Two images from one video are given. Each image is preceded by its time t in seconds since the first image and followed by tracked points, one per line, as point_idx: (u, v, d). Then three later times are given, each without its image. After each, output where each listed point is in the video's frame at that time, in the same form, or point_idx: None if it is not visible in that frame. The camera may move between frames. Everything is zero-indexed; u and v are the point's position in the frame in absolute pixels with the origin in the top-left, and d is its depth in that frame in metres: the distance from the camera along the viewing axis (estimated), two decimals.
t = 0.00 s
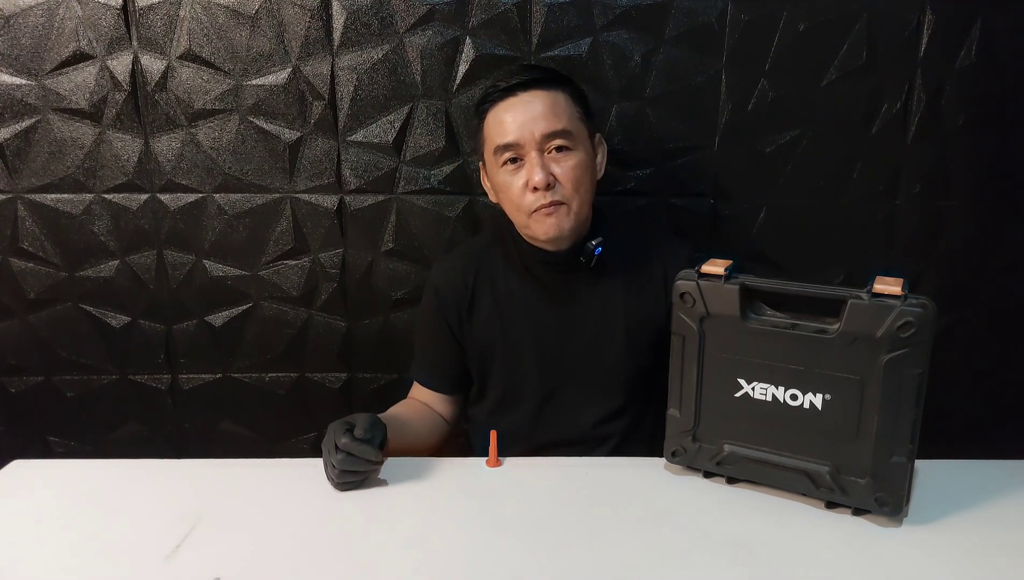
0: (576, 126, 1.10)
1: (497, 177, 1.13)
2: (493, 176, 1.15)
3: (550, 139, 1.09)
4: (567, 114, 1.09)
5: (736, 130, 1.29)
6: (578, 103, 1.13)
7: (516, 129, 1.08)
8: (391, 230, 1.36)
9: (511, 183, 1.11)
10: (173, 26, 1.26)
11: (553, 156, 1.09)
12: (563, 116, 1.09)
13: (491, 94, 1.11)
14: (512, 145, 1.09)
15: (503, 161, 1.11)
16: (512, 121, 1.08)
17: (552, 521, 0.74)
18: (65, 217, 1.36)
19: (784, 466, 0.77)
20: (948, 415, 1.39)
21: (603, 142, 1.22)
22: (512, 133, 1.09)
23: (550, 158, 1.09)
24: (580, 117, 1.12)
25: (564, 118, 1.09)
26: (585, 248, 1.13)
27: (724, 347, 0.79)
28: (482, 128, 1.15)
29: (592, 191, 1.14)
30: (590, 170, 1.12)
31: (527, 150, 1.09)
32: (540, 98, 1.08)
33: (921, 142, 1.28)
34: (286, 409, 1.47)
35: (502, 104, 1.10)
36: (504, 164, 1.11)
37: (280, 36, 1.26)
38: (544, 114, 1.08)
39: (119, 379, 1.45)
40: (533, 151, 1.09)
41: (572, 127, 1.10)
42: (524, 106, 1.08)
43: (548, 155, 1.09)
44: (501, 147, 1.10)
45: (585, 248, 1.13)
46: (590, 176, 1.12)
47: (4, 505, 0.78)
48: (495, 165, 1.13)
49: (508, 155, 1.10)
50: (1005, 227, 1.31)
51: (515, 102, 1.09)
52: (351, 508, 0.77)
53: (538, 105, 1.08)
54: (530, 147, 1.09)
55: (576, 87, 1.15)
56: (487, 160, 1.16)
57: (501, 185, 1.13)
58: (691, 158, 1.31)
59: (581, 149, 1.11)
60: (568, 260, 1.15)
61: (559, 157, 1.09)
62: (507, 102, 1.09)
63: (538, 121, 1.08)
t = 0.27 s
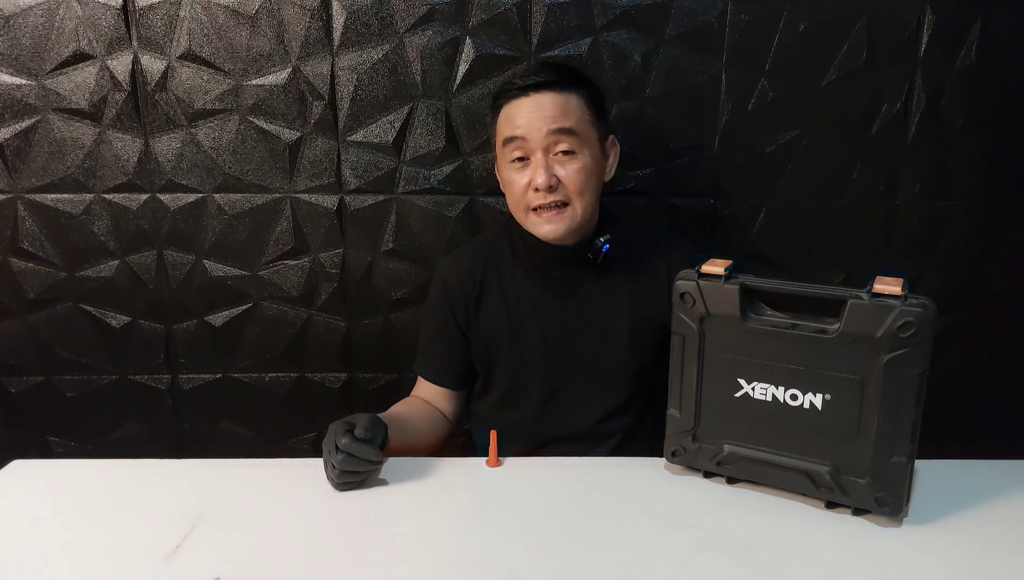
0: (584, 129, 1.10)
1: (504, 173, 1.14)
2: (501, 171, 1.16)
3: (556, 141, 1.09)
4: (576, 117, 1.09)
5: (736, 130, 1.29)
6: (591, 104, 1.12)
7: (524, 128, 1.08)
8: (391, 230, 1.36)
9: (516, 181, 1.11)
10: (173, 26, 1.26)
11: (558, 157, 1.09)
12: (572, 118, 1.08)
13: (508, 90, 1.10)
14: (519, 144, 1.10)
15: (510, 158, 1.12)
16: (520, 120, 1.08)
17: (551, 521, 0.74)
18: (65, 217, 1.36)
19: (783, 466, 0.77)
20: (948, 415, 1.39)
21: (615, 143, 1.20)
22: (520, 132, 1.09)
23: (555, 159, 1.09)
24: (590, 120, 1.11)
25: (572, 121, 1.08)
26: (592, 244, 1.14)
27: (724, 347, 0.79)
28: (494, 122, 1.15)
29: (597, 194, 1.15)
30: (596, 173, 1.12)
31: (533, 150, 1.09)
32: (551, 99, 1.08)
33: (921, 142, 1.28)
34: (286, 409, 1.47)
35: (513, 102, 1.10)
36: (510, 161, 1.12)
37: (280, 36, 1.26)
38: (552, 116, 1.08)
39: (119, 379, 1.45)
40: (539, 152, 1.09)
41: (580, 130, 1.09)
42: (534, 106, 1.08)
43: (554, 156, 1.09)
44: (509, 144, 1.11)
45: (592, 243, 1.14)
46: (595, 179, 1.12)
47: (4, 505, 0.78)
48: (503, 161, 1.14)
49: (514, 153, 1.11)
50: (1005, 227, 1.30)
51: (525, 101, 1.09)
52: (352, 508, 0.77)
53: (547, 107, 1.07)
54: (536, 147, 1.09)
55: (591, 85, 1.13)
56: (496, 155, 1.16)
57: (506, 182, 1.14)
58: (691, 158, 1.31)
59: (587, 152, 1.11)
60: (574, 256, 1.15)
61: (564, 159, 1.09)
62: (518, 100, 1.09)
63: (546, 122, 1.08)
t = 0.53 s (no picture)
0: (595, 127, 1.11)
1: (514, 171, 1.14)
2: (510, 170, 1.16)
3: (567, 138, 1.09)
4: (587, 114, 1.10)
5: (736, 130, 1.29)
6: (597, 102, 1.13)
7: (536, 125, 1.09)
8: (391, 230, 1.36)
9: (527, 178, 1.12)
10: (173, 26, 1.26)
11: (569, 154, 1.10)
12: (584, 116, 1.10)
13: (515, 89, 1.12)
14: (531, 141, 1.10)
15: (520, 156, 1.12)
16: (533, 117, 1.10)
17: (551, 521, 0.74)
18: (65, 217, 1.36)
19: (783, 466, 0.77)
20: (948, 415, 1.39)
21: (621, 145, 1.22)
22: (532, 129, 1.10)
23: (566, 156, 1.10)
24: (600, 118, 1.12)
25: (583, 118, 1.10)
26: (599, 244, 1.14)
27: (724, 347, 0.79)
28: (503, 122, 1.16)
29: (606, 193, 1.15)
30: (606, 171, 1.13)
31: (545, 147, 1.10)
32: (563, 96, 1.09)
33: (921, 142, 1.28)
34: (285, 409, 1.47)
35: (525, 100, 1.11)
36: (521, 159, 1.12)
37: (280, 36, 1.26)
38: (563, 113, 1.09)
39: (119, 379, 1.45)
40: (551, 148, 1.10)
41: (592, 128, 1.10)
42: (545, 103, 1.09)
43: (565, 153, 1.10)
44: (520, 142, 1.11)
45: (598, 244, 1.14)
46: (605, 177, 1.13)
47: (3, 505, 0.78)
48: (513, 159, 1.14)
49: (526, 150, 1.11)
50: (1005, 227, 1.30)
51: (537, 99, 1.10)
52: (351, 508, 0.77)
53: (559, 103, 1.08)
54: (548, 144, 1.10)
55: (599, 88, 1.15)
56: (506, 154, 1.17)
57: (516, 180, 1.14)
58: (691, 158, 1.31)
59: (597, 149, 1.11)
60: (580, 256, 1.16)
61: (575, 156, 1.10)
62: (529, 98, 1.10)
63: (558, 118, 1.09)
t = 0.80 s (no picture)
0: (604, 122, 1.11)
1: (521, 164, 1.15)
2: (517, 163, 1.16)
3: (575, 131, 1.10)
4: (597, 109, 1.11)
5: (736, 130, 1.29)
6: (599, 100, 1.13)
7: (546, 117, 1.10)
8: (391, 230, 1.36)
9: (533, 169, 1.12)
10: (173, 26, 1.26)
11: (577, 147, 1.10)
12: (593, 110, 1.10)
13: (525, 84, 1.13)
14: (539, 132, 1.11)
15: (528, 147, 1.13)
16: (543, 109, 1.10)
17: (551, 521, 0.74)
18: (65, 217, 1.36)
19: (784, 466, 0.77)
20: (949, 415, 1.39)
21: (627, 143, 1.22)
22: (541, 120, 1.10)
23: (574, 148, 1.10)
24: (609, 114, 1.13)
25: (593, 112, 1.10)
26: (600, 241, 1.13)
27: (724, 347, 0.79)
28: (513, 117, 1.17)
29: (612, 188, 1.15)
30: (613, 166, 1.13)
31: (553, 139, 1.10)
32: (573, 90, 1.10)
33: (921, 142, 1.28)
34: (285, 409, 1.47)
35: (535, 93, 1.12)
36: (529, 150, 1.13)
37: (280, 36, 1.26)
38: (573, 106, 1.09)
39: (119, 379, 1.45)
40: (559, 140, 1.10)
41: (600, 122, 1.11)
42: (556, 96, 1.10)
43: (573, 146, 1.10)
44: (528, 134, 1.12)
45: (600, 242, 1.12)
46: (611, 172, 1.13)
47: (3, 505, 0.78)
48: (521, 151, 1.15)
49: (534, 142, 1.12)
50: (1005, 227, 1.30)
51: (548, 92, 1.11)
52: (350, 508, 0.77)
53: (569, 96, 1.09)
54: (556, 136, 1.10)
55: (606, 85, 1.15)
56: (514, 147, 1.17)
57: (523, 171, 1.14)
58: (691, 158, 1.31)
59: (605, 144, 1.12)
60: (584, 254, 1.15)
61: (582, 149, 1.10)
62: (540, 91, 1.11)
63: (568, 111, 1.09)
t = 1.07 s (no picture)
0: (596, 117, 1.12)
1: (517, 164, 1.15)
2: (513, 163, 1.16)
3: (569, 128, 1.10)
4: (589, 105, 1.11)
5: (736, 130, 1.29)
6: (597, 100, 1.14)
7: (539, 117, 1.10)
8: (391, 230, 1.36)
9: (530, 169, 1.12)
10: (173, 26, 1.26)
11: (572, 145, 1.10)
12: (584, 106, 1.10)
13: (517, 85, 1.13)
14: (533, 133, 1.11)
15: (524, 148, 1.13)
16: (535, 109, 1.10)
17: (551, 521, 0.74)
18: (65, 217, 1.36)
19: (784, 466, 0.77)
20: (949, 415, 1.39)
21: (622, 137, 1.22)
22: (534, 120, 1.10)
23: (569, 146, 1.10)
24: (601, 110, 1.13)
25: (585, 109, 1.10)
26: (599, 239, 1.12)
27: (724, 347, 0.79)
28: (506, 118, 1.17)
29: (609, 183, 1.15)
30: (608, 161, 1.13)
31: (548, 138, 1.11)
32: (564, 87, 1.10)
33: (921, 142, 1.27)
34: (285, 409, 1.47)
35: (527, 93, 1.12)
36: (524, 150, 1.13)
37: (280, 36, 1.26)
38: (565, 104, 1.09)
39: (119, 378, 1.45)
40: (553, 139, 1.10)
41: (593, 118, 1.11)
42: (547, 95, 1.10)
43: (568, 143, 1.10)
44: (523, 134, 1.12)
45: (599, 239, 1.12)
46: (608, 167, 1.13)
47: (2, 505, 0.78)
48: (516, 152, 1.15)
49: (528, 142, 1.12)
50: (1006, 227, 1.30)
51: (539, 92, 1.11)
52: (351, 508, 0.77)
53: (560, 94, 1.09)
54: (550, 134, 1.10)
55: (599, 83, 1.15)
56: (509, 148, 1.17)
57: (519, 172, 1.14)
58: (691, 158, 1.31)
59: (599, 140, 1.12)
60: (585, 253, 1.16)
61: (577, 146, 1.10)
62: (531, 91, 1.11)
63: (560, 109, 1.09)
